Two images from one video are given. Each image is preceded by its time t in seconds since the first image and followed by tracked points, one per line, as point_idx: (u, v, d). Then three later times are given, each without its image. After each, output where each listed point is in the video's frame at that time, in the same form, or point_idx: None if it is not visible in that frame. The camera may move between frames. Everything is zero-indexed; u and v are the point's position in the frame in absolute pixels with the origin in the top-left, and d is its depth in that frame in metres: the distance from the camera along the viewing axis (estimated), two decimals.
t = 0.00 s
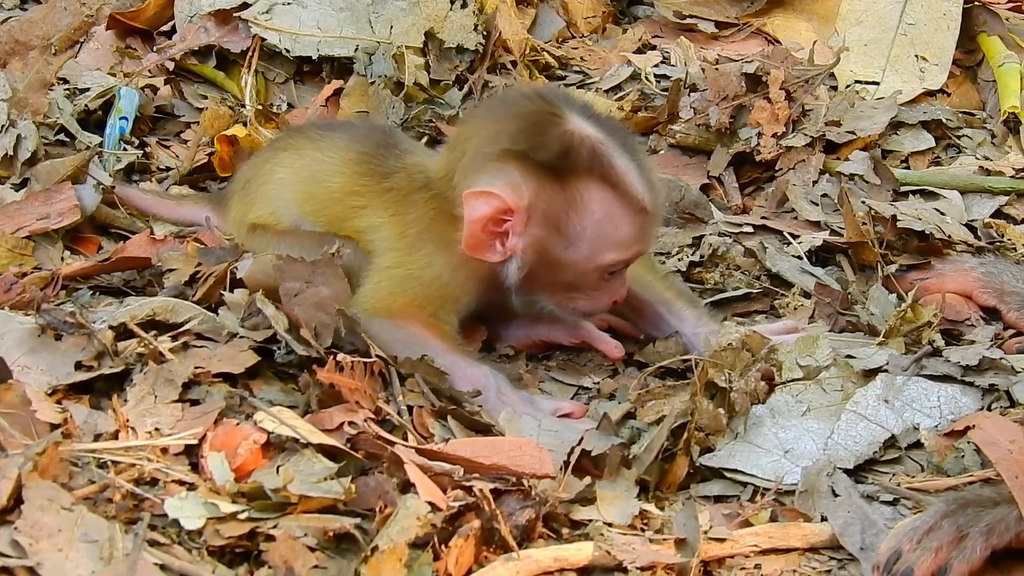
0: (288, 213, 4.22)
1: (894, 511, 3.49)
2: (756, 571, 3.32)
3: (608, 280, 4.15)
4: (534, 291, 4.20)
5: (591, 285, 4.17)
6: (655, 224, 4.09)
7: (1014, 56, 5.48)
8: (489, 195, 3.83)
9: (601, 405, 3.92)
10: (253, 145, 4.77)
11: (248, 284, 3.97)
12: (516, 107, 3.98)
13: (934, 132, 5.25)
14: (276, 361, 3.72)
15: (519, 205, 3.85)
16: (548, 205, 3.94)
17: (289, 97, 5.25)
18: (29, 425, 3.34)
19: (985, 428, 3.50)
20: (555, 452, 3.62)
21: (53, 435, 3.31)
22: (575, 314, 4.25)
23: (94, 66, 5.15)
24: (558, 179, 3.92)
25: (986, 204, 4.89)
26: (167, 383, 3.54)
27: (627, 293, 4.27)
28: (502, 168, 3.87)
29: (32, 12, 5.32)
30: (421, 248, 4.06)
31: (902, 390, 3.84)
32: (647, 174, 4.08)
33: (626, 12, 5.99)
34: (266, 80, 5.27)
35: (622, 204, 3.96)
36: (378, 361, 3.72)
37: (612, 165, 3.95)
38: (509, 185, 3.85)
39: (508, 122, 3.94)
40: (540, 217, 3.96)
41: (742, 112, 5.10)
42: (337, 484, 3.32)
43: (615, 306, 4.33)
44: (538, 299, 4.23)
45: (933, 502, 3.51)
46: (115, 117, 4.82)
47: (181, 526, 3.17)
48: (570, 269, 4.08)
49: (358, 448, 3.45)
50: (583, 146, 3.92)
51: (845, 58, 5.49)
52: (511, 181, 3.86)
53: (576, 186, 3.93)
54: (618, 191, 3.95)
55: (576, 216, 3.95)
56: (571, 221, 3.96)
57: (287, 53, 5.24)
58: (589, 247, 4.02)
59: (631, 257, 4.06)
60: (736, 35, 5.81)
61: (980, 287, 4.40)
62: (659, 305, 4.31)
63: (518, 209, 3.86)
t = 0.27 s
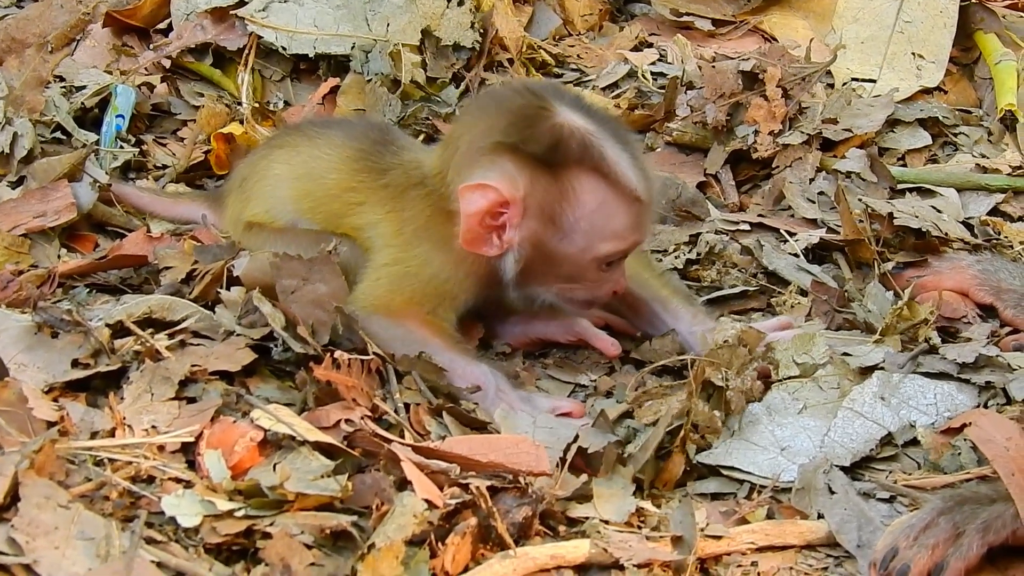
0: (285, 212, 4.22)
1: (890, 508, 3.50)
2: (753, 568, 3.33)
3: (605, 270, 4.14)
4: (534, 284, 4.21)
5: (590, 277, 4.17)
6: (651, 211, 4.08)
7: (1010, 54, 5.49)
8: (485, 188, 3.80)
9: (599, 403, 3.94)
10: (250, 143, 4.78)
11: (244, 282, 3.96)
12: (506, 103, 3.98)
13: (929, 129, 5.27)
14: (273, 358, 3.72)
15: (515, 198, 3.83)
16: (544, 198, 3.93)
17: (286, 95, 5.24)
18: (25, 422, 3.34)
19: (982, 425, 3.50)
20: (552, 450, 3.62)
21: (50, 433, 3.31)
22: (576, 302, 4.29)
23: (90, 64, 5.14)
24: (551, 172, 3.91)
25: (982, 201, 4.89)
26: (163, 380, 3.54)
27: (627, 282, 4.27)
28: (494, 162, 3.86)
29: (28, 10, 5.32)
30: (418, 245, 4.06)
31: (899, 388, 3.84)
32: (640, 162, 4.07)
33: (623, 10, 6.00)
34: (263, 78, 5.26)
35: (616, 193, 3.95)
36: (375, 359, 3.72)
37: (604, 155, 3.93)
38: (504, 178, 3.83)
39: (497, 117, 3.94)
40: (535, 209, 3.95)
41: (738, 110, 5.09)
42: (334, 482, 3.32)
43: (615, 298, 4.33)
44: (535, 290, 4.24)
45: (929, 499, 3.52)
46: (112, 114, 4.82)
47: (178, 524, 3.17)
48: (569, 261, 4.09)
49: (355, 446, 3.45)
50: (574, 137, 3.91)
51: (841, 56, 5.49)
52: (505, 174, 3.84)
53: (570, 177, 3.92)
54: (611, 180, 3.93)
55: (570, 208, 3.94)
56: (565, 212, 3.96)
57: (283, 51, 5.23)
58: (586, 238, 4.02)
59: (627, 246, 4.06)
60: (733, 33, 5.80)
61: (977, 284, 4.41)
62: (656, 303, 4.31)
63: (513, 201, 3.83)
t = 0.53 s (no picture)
0: (279, 203, 4.21)
1: (882, 502, 3.52)
2: (745, 561, 3.34)
3: (579, 227, 4.06)
4: (515, 256, 4.17)
5: (566, 238, 4.09)
6: (617, 159, 4.01)
7: (1003, 48, 5.50)
8: (448, 144, 3.97)
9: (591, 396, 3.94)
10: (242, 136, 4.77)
11: (237, 275, 3.95)
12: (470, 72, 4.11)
13: (923, 123, 5.28)
14: (265, 352, 3.71)
15: (474, 152, 3.98)
16: (501, 148, 3.96)
17: (279, 88, 5.25)
18: (17, 416, 3.33)
19: (974, 419, 3.50)
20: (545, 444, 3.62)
21: (42, 426, 3.31)
22: (562, 273, 4.18)
23: (83, 58, 5.13)
24: (504, 122, 3.95)
25: (975, 194, 4.91)
26: (155, 373, 3.54)
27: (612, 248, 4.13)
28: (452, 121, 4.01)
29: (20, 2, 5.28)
30: (409, 237, 4.06)
31: (891, 382, 3.85)
32: (603, 113, 4.04)
33: (616, 3, 5.98)
34: (256, 71, 5.27)
35: (572, 138, 3.93)
36: (367, 352, 3.72)
37: (556, 103, 3.95)
38: (461, 134, 3.99)
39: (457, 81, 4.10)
40: (494, 163, 3.98)
41: (731, 103, 5.08)
42: (326, 475, 3.32)
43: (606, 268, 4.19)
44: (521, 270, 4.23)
45: (920, 492, 3.53)
46: (104, 108, 4.79)
47: (170, 518, 3.17)
48: (538, 220, 4.04)
49: (346, 439, 3.45)
50: (528, 88, 3.96)
51: (835, 49, 5.50)
52: (463, 130, 3.99)
53: (522, 126, 3.93)
54: (565, 126, 3.92)
55: (525, 156, 3.95)
56: (524, 163, 3.96)
57: (277, 44, 5.23)
58: (547, 190, 3.98)
59: (592, 194, 3.99)
60: (725, 26, 5.82)
61: (969, 278, 4.43)
62: (647, 296, 4.31)
63: (473, 158, 3.98)
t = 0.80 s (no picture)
0: (263, 195, 4.17)
1: (865, 495, 3.52)
2: (727, 555, 3.36)
3: (505, 171, 3.97)
4: (462, 214, 4.09)
5: (495, 185, 3.99)
6: (539, 97, 3.91)
7: (986, 40, 5.51)
8: (382, 100, 4.05)
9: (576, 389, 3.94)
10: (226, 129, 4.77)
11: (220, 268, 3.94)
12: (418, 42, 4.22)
13: (906, 116, 5.29)
14: (248, 344, 3.72)
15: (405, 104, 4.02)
16: (430, 95, 3.99)
17: (262, 80, 5.24)
18: None
19: (957, 411, 3.54)
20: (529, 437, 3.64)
21: (24, 419, 3.31)
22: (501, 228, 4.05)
23: (65, 50, 5.11)
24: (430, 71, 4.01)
25: (958, 187, 4.93)
26: (138, 366, 3.54)
27: (545, 190, 3.95)
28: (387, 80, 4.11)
29: None
30: (384, 224, 4.05)
31: (874, 374, 3.86)
32: (530, 57, 4.00)
33: None
34: (239, 63, 5.27)
35: (492, 78, 3.91)
36: (350, 345, 3.73)
37: (479, 50, 3.98)
38: (392, 89, 4.06)
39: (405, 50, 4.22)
40: (420, 112, 4.01)
41: (714, 96, 5.11)
42: (309, 467, 3.32)
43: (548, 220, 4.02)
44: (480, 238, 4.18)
45: (903, 485, 3.53)
46: (87, 100, 4.79)
47: (153, 510, 3.17)
48: (469, 167, 3.99)
49: (329, 432, 3.45)
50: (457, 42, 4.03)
51: (818, 42, 5.54)
52: (397, 85, 4.06)
53: (443, 70, 3.97)
54: (481, 67, 3.93)
55: (442, 98, 3.96)
56: (444, 108, 3.97)
57: (259, 37, 5.24)
58: (471, 132, 3.94)
59: (507, 131, 3.91)
60: (708, 19, 5.79)
61: (951, 271, 4.43)
62: (630, 288, 4.31)
63: (407, 111, 4.03)
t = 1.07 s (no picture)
0: (243, 187, 4.20)
1: (851, 486, 3.53)
2: (713, 546, 3.37)
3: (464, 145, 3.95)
4: (431, 184, 4.11)
5: (455, 159, 3.99)
6: (499, 69, 3.83)
7: (972, 33, 5.59)
8: (345, 69, 4.04)
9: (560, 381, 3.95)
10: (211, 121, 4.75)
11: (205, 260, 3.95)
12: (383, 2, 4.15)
13: (892, 108, 5.33)
14: (234, 336, 3.73)
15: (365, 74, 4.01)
16: (390, 63, 3.96)
17: (247, 73, 5.26)
18: None
19: (942, 403, 3.48)
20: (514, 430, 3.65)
21: (10, 411, 3.31)
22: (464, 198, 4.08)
23: (51, 42, 5.10)
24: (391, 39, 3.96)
25: (944, 179, 4.97)
26: (124, 358, 3.54)
27: (508, 166, 3.94)
28: (351, 47, 4.07)
29: None
30: (353, 207, 4.07)
31: (859, 367, 3.87)
32: (493, 22, 3.89)
33: None
34: (224, 56, 5.28)
35: (456, 51, 3.84)
36: (336, 337, 3.74)
37: (439, 17, 3.89)
38: (358, 58, 4.03)
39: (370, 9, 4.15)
40: (382, 82, 4.00)
41: (700, 89, 5.10)
42: (295, 460, 3.31)
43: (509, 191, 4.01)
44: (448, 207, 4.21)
45: (890, 479, 3.52)
46: (72, 93, 4.76)
47: (139, 502, 3.16)
48: (431, 140, 3.99)
49: (315, 424, 3.46)
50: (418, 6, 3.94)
51: (803, 35, 5.60)
52: (357, 52, 4.04)
53: (404, 41, 3.92)
54: (439, 40, 3.87)
55: (402, 71, 3.93)
56: (404, 80, 3.94)
57: (245, 29, 5.27)
58: (428, 104, 3.93)
59: (464, 106, 3.87)
60: (694, 11, 5.83)
61: (937, 263, 4.46)
62: (614, 279, 4.32)
63: (367, 80, 4.02)
